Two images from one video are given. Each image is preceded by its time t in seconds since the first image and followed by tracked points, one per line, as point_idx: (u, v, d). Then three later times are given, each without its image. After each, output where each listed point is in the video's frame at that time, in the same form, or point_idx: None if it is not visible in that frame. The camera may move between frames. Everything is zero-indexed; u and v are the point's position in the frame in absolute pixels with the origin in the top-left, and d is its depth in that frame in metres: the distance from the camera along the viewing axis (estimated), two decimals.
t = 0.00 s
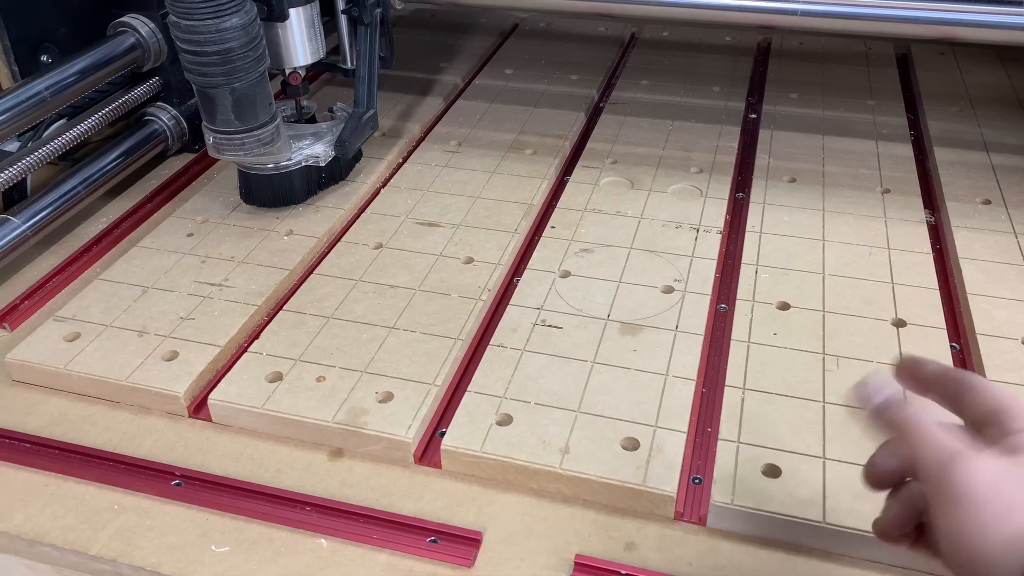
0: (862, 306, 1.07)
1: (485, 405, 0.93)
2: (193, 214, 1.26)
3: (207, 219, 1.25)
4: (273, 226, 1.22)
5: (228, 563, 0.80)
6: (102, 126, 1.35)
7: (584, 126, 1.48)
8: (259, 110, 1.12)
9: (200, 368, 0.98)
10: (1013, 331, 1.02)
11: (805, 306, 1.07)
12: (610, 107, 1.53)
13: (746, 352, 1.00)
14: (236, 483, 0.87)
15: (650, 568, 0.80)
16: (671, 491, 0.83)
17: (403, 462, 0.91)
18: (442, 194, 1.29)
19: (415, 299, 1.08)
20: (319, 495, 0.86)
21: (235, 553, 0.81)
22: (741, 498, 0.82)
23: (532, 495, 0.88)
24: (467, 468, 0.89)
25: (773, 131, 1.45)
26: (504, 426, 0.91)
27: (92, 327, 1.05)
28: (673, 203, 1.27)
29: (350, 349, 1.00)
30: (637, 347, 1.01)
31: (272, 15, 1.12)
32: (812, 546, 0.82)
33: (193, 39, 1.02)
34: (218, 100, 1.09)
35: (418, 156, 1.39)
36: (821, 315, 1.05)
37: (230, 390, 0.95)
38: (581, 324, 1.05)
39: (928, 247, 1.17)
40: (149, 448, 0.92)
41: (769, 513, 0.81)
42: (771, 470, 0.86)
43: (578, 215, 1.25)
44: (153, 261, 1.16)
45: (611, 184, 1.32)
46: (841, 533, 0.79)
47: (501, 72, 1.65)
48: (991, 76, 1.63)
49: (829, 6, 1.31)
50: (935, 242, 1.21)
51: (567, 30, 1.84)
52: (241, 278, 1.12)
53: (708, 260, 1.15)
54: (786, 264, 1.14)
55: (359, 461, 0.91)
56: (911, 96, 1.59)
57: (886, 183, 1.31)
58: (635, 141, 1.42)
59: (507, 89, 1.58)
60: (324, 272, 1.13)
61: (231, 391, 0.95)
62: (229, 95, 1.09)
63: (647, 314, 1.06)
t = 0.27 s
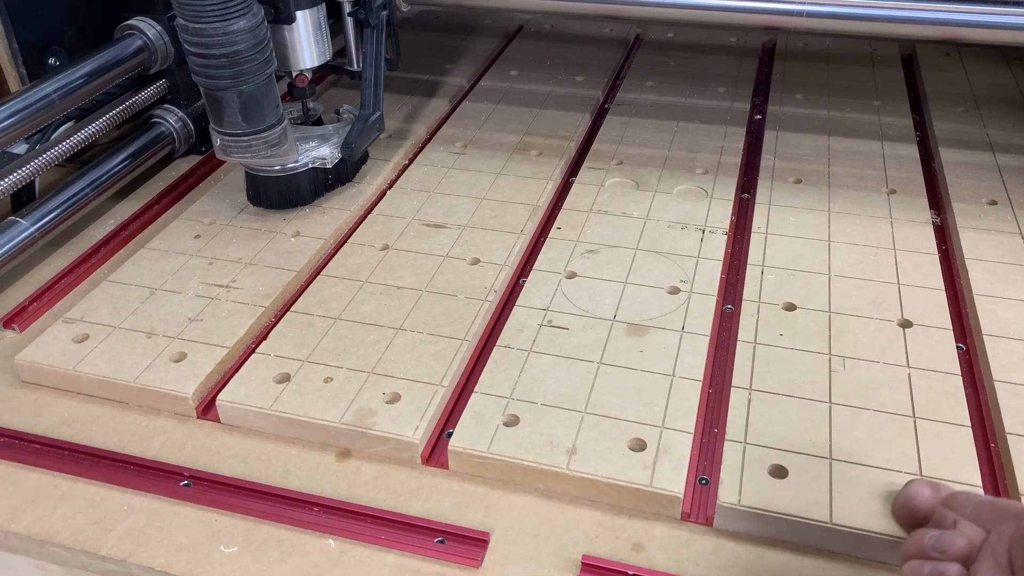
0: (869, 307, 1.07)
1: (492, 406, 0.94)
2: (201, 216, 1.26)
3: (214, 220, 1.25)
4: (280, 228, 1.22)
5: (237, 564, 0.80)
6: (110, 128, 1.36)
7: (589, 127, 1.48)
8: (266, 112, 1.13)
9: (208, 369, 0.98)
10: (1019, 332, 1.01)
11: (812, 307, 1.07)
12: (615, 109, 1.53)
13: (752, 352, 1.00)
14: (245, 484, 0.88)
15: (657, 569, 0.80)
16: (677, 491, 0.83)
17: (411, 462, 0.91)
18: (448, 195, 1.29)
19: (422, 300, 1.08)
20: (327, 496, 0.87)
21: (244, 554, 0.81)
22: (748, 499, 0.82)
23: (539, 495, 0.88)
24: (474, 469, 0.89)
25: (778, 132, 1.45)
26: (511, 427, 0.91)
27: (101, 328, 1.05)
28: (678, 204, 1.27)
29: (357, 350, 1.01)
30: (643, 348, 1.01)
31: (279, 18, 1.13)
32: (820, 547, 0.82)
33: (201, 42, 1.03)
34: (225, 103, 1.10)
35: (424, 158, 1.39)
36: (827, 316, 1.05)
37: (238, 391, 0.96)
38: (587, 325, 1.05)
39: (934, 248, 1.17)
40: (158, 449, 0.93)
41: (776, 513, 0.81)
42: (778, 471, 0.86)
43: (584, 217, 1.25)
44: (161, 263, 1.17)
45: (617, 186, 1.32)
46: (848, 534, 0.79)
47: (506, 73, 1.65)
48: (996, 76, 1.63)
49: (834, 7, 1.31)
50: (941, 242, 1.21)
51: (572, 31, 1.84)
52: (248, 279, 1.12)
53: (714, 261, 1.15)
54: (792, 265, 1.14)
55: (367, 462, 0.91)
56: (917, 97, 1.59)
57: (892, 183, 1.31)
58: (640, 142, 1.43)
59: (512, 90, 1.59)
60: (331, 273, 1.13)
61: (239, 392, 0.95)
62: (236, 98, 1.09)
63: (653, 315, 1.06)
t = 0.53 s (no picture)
0: (869, 306, 1.07)
1: (493, 405, 0.94)
2: (203, 216, 1.27)
3: (216, 221, 1.26)
4: (282, 228, 1.23)
5: (240, 562, 0.81)
6: (112, 129, 1.36)
7: (590, 127, 1.49)
8: (268, 112, 1.13)
9: (210, 369, 0.98)
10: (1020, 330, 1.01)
11: (812, 306, 1.07)
12: (616, 108, 1.54)
13: (753, 351, 1.01)
14: (247, 483, 0.88)
15: (658, 566, 0.80)
16: (678, 489, 0.83)
17: (412, 461, 0.91)
18: (449, 195, 1.29)
19: (423, 299, 1.08)
20: (329, 494, 0.87)
21: (246, 552, 0.82)
22: (748, 496, 0.83)
23: (540, 493, 0.88)
24: (475, 467, 0.90)
25: (778, 132, 1.46)
26: (513, 426, 0.91)
27: (103, 328, 1.06)
28: (679, 203, 1.27)
29: (358, 349, 1.01)
30: (644, 346, 1.01)
31: (280, 18, 1.14)
32: (820, 545, 0.82)
33: (203, 43, 1.03)
34: (227, 103, 1.10)
35: (426, 158, 1.40)
36: (827, 315, 1.06)
37: (240, 390, 0.96)
38: (588, 324, 1.05)
39: (934, 247, 1.17)
40: (160, 448, 0.93)
41: (776, 511, 0.81)
42: (778, 469, 0.86)
43: (584, 216, 1.26)
44: (163, 263, 1.17)
45: (618, 185, 1.32)
46: (848, 531, 0.80)
47: (507, 74, 1.66)
48: (997, 75, 1.63)
49: (835, 7, 1.31)
50: (942, 241, 1.21)
51: (573, 32, 1.84)
52: (250, 279, 1.13)
53: (715, 260, 1.15)
54: (793, 264, 1.14)
55: (368, 460, 0.92)
56: (917, 96, 1.59)
57: (893, 182, 1.31)
58: (641, 141, 1.43)
59: (513, 91, 1.59)
60: (332, 273, 1.14)
61: (241, 391, 0.96)
62: (238, 98, 1.10)
63: (654, 313, 1.06)
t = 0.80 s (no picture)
0: (864, 302, 1.07)
1: (490, 401, 0.95)
2: (202, 215, 1.27)
3: (214, 219, 1.26)
4: (280, 226, 1.23)
5: (238, 556, 0.81)
6: (112, 128, 1.37)
7: (587, 126, 1.49)
8: (266, 111, 1.14)
9: (209, 365, 0.99)
10: (1014, 326, 1.02)
11: (807, 302, 1.08)
12: (613, 107, 1.54)
13: (748, 347, 1.01)
14: (245, 478, 0.89)
15: (652, 560, 0.81)
16: (672, 483, 0.84)
17: (409, 456, 0.92)
18: (447, 194, 1.30)
19: (421, 296, 1.09)
20: (327, 490, 0.88)
21: (244, 546, 0.82)
22: (743, 490, 0.83)
23: (536, 488, 0.89)
24: (472, 462, 0.90)
25: (775, 130, 1.46)
26: (509, 421, 0.92)
27: (103, 326, 1.06)
28: (675, 201, 1.28)
29: (356, 345, 1.02)
30: (640, 343, 1.02)
31: (278, 18, 1.14)
32: (814, 538, 0.82)
33: (201, 42, 1.04)
34: (225, 102, 1.11)
35: (423, 156, 1.40)
36: (823, 311, 1.06)
37: (238, 386, 0.97)
38: (584, 321, 1.06)
39: (930, 244, 1.17)
40: (159, 444, 0.94)
41: (770, 505, 0.82)
42: (773, 464, 0.87)
43: (581, 214, 1.26)
44: (162, 261, 1.18)
45: (615, 183, 1.33)
46: (842, 525, 0.80)
47: (505, 73, 1.66)
48: (993, 73, 1.64)
49: (831, 6, 1.32)
50: (937, 238, 1.21)
51: (571, 31, 1.85)
52: (248, 277, 1.13)
53: (711, 257, 1.16)
54: (788, 261, 1.15)
55: (365, 456, 0.92)
56: (914, 94, 1.59)
57: (888, 180, 1.32)
58: (639, 140, 1.44)
59: (511, 90, 1.60)
60: (330, 271, 1.14)
61: (239, 387, 0.96)
62: (236, 97, 1.10)
63: (650, 310, 1.07)
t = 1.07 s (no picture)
0: (858, 301, 1.08)
1: (486, 399, 0.95)
2: (200, 215, 1.28)
3: (213, 220, 1.27)
4: (279, 226, 1.24)
5: (236, 553, 0.82)
6: (111, 129, 1.38)
7: (584, 126, 1.50)
8: (264, 112, 1.15)
9: (208, 365, 1.00)
10: (1007, 324, 1.02)
11: (802, 301, 1.08)
12: (610, 107, 1.55)
13: (743, 345, 1.02)
14: (243, 476, 0.89)
15: (647, 556, 0.81)
16: (667, 480, 0.84)
17: (406, 454, 0.93)
18: (444, 194, 1.31)
19: (418, 296, 1.10)
20: (324, 487, 0.88)
21: (242, 544, 0.83)
22: (737, 488, 0.84)
23: (532, 486, 0.90)
24: (468, 460, 0.91)
25: (771, 130, 1.47)
26: (505, 419, 0.93)
27: (102, 325, 1.07)
28: (671, 201, 1.29)
29: (353, 345, 1.02)
30: (635, 341, 1.03)
31: (276, 19, 1.15)
32: (807, 535, 0.83)
33: (199, 43, 1.05)
34: (224, 103, 1.12)
35: (421, 157, 1.41)
36: (817, 310, 1.07)
37: (236, 385, 0.97)
38: (580, 319, 1.06)
39: (923, 243, 1.18)
40: (158, 443, 0.95)
41: (764, 502, 0.82)
42: (767, 461, 0.87)
43: (578, 214, 1.27)
44: (161, 261, 1.19)
45: (611, 183, 1.34)
46: (835, 521, 0.81)
47: (503, 73, 1.67)
48: (988, 73, 1.65)
49: (826, 6, 1.33)
50: (931, 237, 1.22)
51: (569, 31, 1.86)
52: (247, 276, 1.14)
53: (706, 256, 1.16)
54: (783, 260, 1.16)
55: (362, 454, 0.93)
56: (909, 94, 1.60)
57: (883, 179, 1.33)
58: (635, 140, 1.44)
59: (509, 90, 1.60)
60: (328, 270, 1.15)
61: (237, 386, 0.97)
62: (234, 98, 1.11)
63: (645, 309, 1.08)
